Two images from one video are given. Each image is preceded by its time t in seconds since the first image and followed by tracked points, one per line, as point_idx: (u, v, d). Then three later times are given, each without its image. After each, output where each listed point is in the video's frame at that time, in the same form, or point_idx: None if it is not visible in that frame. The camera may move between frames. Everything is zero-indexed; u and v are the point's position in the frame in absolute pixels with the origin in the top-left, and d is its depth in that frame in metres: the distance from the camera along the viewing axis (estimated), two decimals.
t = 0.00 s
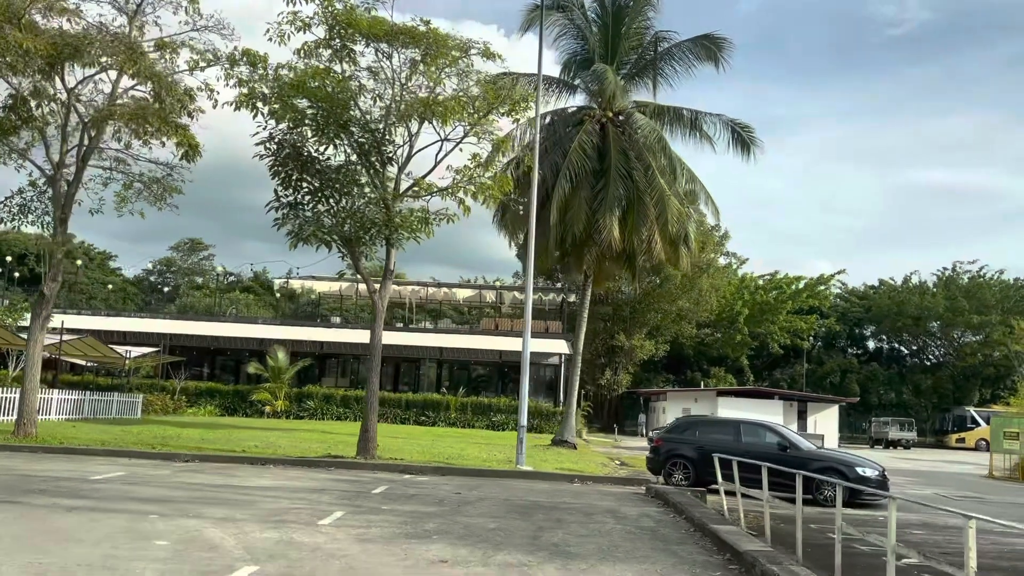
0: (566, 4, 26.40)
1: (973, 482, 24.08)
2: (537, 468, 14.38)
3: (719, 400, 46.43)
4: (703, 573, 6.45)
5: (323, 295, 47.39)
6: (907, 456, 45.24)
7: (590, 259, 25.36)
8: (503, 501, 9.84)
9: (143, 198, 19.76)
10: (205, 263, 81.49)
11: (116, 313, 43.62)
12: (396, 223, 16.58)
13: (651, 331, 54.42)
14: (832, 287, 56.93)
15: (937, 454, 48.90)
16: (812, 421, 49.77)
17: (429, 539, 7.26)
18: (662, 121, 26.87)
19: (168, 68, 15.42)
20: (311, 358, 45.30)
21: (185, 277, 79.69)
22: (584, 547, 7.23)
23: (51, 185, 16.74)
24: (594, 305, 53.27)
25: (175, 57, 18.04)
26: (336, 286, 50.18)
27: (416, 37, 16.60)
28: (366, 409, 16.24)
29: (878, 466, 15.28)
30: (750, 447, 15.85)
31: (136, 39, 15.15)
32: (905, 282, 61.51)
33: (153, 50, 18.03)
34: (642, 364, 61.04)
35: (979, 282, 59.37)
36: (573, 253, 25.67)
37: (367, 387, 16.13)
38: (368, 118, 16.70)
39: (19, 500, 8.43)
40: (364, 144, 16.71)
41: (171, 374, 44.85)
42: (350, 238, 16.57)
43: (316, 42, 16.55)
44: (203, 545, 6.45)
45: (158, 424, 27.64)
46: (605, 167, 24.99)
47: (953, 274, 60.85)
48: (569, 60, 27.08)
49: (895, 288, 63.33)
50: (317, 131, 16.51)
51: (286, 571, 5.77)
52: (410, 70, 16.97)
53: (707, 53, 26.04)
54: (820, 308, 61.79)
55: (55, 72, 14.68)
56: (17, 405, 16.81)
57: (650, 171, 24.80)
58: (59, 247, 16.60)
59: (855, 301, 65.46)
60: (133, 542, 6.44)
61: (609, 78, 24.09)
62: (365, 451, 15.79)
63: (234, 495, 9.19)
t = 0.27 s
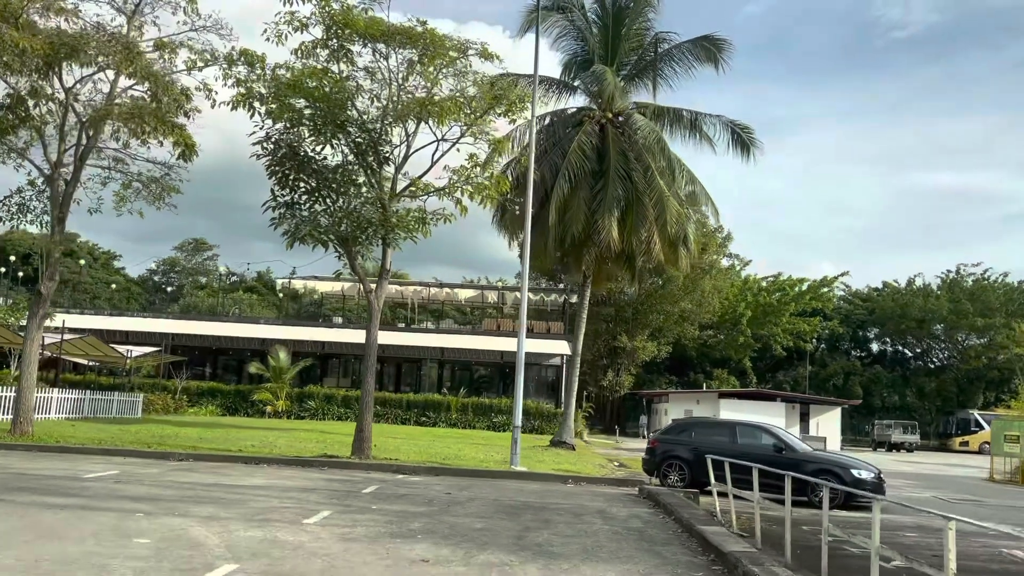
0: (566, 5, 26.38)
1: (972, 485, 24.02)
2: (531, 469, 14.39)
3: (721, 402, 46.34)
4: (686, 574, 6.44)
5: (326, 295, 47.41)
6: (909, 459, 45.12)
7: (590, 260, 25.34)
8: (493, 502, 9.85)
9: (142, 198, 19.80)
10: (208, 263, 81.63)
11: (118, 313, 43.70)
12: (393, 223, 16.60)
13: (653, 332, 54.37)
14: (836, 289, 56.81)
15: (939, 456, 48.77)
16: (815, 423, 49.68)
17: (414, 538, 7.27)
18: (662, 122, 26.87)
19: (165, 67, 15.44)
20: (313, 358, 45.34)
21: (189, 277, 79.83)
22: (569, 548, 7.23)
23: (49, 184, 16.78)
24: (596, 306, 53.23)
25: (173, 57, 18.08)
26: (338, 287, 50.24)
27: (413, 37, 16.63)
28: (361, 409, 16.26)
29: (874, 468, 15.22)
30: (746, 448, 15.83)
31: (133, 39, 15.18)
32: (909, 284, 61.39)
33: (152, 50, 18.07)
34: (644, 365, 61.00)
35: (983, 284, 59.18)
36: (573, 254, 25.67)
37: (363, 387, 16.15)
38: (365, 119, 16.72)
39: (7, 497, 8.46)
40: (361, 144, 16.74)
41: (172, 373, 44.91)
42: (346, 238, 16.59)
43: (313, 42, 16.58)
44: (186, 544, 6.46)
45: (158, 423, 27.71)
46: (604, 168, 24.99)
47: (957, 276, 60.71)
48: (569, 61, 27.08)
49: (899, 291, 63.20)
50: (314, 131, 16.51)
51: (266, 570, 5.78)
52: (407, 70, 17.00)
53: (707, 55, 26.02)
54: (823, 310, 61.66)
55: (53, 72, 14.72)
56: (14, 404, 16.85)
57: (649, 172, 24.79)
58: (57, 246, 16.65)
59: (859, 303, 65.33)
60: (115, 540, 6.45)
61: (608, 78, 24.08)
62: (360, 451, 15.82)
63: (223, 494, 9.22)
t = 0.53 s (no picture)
0: (566, 5, 26.36)
1: (973, 487, 23.93)
2: (526, 470, 14.38)
3: (723, 403, 46.26)
4: (668, 574, 6.42)
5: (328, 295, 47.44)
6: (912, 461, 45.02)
7: (589, 260, 25.32)
8: (483, 502, 9.84)
9: (141, 198, 19.86)
10: (213, 264, 81.73)
11: (121, 313, 43.77)
12: (389, 222, 16.60)
13: (655, 333, 54.31)
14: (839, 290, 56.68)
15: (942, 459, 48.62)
16: (817, 424, 49.55)
17: (398, 538, 7.25)
18: (662, 123, 26.86)
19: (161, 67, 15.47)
20: (315, 358, 45.37)
21: (193, 277, 79.97)
22: (553, 548, 7.22)
23: (46, 184, 16.81)
24: (599, 307, 53.18)
25: (171, 58, 18.13)
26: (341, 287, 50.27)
27: (410, 37, 16.63)
28: (357, 409, 16.28)
29: (870, 469, 15.18)
30: (742, 449, 15.79)
31: (130, 39, 15.20)
32: (913, 286, 61.24)
33: (150, 50, 18.14)
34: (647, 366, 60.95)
35: (988, 286, 58.98)
36: (573, 255, 25.68)
37: (358, 386, 16.15)
38: (361, 119, 16.74)
39: None
40: (357, 144, 16.77)
41: (174, 373, 44.98)
42: (342, 237, 16.60)
43: (310, 42, 16.61)
44: (168, 542, 6.46)
45: (158, 423, 27.79)
46: (603, 168, 24.97)
47: (962, 278, 60.54)
48: (569, 61, 27.07)
49: (903, 292, 63.03)
50: (311, 131, 16.53)
51: (246, 569, 5.77)
52: (404, 70, 17.01)
53: (706, 55, 25.99)
54: (827, 311, 61.53)
55: (49, 72, 14.77)
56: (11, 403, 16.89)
57: (648, 173, 24.76)
58: (54, 246, 16.69)
59: (863, 304, 65.18)
60: (96, 538, 6.44)
61: (607, 78, 24.07)
62: (355, 451, 15.85)
63: (212, 494, 9.22)
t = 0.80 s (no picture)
0: (564, 4, 26.37)
1: (972, 485, 23.85)
2: (521, 468, 14.36)
3: (726, 402, 46.19)
4: (651, 570, 6.41)
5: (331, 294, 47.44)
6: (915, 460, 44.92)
7: (588, 259, 25.30)
8: (473, 499, 9.85)
9: (140, 197, 19.89)
10: (217, 263, 81.82)
11: (123, 311, 43.83)
12: (385, 221, 16.62)
13: (658, 332, 54.25)
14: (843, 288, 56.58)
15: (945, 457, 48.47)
16: (820, 423, 49.48)
17: (383, 535, 7.25)
18: (661, 121, 26.85)
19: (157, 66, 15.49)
20: (317, 357, 45.41)
21: (197, 277, 80.06)
22: (537, 545, 7.22)
23: (43, 183, 16.84)
24: (601, 306, 53.11)
25: (169, 56, 18.18)
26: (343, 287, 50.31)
27: (405, 36, 16.61)
28: (353, 407, 16.28)
29: (866, 467, 15.15)
30: (738, 447, 15.75)
31: (126, 38, 15.23)
32: (917, 284, 61.13)
33: (148, 50, 18.19)
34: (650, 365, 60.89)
35: (993, 284, 58.81)
36: (572, 253, 25.67)
37: (354, 384, 16.17)
38: (357, 117, 16.74)
39: None
40: (354, 142, 16.79)
41: (176, 372, 45.02)
42: (338, 236, 16.61)
43: (306, 40, 16.60)
44: (151, 540, 6.47)
45: (159, 422, 27.80)
46: (602, 167, 24.94)
47: (966, 276, 60.41)
48: (569, 60, 27.06)
49: (907, 290, 62.89)
50: (307, 129, 16.54)
51: (226, 565, 5.78)
52: (399, 69, 17.01)
53: (705, 53, 25.95)
54: (831, 310, 61.41)
55: (45, 71, 14.80)
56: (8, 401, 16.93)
57: (647, 171, 24.72)
58: (51, 244, 16.74)
59: (867, 303, 65.05)
60: (79, 535, 6.45)
61: (606, 77, 24.04)
62: (351, 449, 15.87)
63: (201, 492, 9.24)
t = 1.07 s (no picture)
0: None
1: (975, 481, 23.78)
2: (518, 464, 14.37)
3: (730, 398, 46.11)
4: (636, 566, 6.43)
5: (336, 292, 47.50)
6: (920, 455, 44.80)
7: (589, 255, 25.29)
8: (466, 496, 9.87)
9: (141, 195, 19.95)
10: (223, 260, 81.99)
11: (128, 309, 43.97)
12: (383, 218, 16.65)
13: (663, 328, 54.18)
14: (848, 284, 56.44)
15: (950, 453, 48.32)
16: (825, 419, 49.39)
17: (371, 531, 7.28)
18: (662, 117, 26.82)
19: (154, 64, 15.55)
20: (322, 354, 45.48)
21: (204, 275, 80.24)
22: (524, 541, 7.24)
23: (43, 181, 16.93)
24: (605, 302, 53.07)
25: (168, 55, 18.26)
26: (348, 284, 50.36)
27: (401, 32, 16.60)
28: (351, 404, 16.32)
29: (864, 462, 15.13)
30: (736, 443, 15.74)
31: (123, 37, 15.30)
32: (922, 279, 60.95)
33: (146, 48, 18.26)
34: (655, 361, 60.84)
35: (999, 279, 58.57)
36: (572, 249, 25.68)
37: (353, 381, 16.19)
38: (354, 114, 16.75)
39: None
40: (351, 140, 16.82)
41: (181, 370, 45.15)
42: (336, 233, 16.64)
43: (304, 37, 16.60)
44: (138, 535, 6.51)
45: (162, 419, 27.91)
46: (602, 163, 24.92)
47: (972, 272, 60.23)
48: (569, 56, 27.04)
49: (913, 286, 62.70)
50: (304, 127, 16.56)
51: (210, 561, 5.81)
52: (396, 66, 17.00)
53: (705, 48, 25.90)
54: (836, 306, 61.26)
55: (43, 70, 14.87)
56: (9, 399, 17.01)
57: (648, 167, 24.68)
58: (50, 242, 16.81)
59: (872, 299, 64.87)
60: (66, 531, 6.48)
61: (605, 73, 24.00)
62: (350, 445, 15.91)
63: (194, 488, 9.29)
